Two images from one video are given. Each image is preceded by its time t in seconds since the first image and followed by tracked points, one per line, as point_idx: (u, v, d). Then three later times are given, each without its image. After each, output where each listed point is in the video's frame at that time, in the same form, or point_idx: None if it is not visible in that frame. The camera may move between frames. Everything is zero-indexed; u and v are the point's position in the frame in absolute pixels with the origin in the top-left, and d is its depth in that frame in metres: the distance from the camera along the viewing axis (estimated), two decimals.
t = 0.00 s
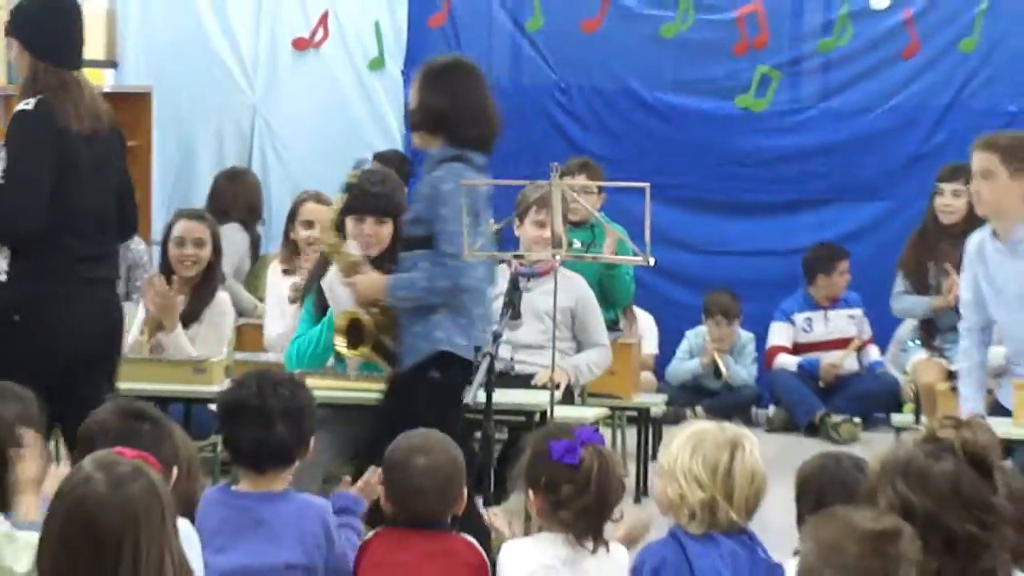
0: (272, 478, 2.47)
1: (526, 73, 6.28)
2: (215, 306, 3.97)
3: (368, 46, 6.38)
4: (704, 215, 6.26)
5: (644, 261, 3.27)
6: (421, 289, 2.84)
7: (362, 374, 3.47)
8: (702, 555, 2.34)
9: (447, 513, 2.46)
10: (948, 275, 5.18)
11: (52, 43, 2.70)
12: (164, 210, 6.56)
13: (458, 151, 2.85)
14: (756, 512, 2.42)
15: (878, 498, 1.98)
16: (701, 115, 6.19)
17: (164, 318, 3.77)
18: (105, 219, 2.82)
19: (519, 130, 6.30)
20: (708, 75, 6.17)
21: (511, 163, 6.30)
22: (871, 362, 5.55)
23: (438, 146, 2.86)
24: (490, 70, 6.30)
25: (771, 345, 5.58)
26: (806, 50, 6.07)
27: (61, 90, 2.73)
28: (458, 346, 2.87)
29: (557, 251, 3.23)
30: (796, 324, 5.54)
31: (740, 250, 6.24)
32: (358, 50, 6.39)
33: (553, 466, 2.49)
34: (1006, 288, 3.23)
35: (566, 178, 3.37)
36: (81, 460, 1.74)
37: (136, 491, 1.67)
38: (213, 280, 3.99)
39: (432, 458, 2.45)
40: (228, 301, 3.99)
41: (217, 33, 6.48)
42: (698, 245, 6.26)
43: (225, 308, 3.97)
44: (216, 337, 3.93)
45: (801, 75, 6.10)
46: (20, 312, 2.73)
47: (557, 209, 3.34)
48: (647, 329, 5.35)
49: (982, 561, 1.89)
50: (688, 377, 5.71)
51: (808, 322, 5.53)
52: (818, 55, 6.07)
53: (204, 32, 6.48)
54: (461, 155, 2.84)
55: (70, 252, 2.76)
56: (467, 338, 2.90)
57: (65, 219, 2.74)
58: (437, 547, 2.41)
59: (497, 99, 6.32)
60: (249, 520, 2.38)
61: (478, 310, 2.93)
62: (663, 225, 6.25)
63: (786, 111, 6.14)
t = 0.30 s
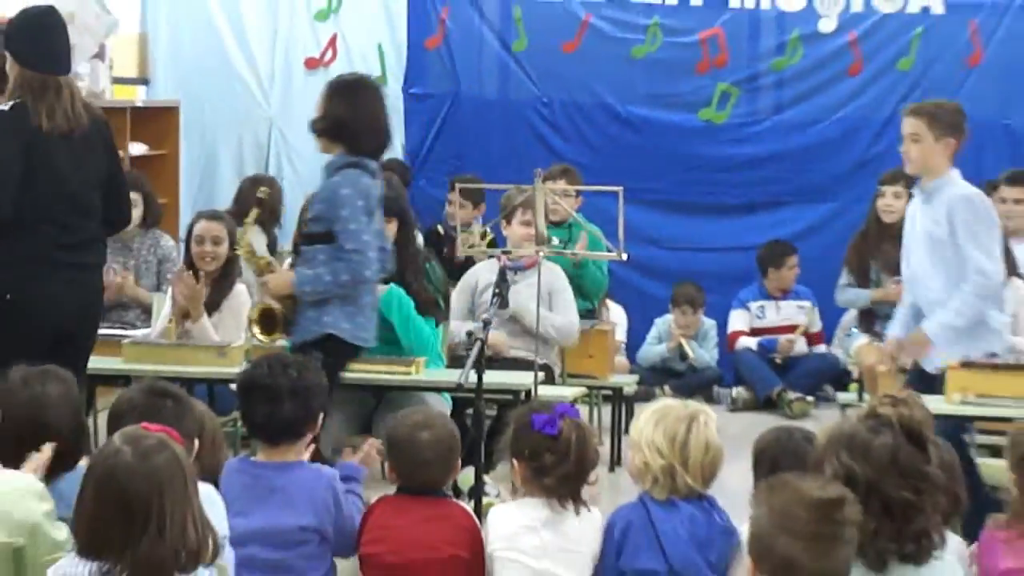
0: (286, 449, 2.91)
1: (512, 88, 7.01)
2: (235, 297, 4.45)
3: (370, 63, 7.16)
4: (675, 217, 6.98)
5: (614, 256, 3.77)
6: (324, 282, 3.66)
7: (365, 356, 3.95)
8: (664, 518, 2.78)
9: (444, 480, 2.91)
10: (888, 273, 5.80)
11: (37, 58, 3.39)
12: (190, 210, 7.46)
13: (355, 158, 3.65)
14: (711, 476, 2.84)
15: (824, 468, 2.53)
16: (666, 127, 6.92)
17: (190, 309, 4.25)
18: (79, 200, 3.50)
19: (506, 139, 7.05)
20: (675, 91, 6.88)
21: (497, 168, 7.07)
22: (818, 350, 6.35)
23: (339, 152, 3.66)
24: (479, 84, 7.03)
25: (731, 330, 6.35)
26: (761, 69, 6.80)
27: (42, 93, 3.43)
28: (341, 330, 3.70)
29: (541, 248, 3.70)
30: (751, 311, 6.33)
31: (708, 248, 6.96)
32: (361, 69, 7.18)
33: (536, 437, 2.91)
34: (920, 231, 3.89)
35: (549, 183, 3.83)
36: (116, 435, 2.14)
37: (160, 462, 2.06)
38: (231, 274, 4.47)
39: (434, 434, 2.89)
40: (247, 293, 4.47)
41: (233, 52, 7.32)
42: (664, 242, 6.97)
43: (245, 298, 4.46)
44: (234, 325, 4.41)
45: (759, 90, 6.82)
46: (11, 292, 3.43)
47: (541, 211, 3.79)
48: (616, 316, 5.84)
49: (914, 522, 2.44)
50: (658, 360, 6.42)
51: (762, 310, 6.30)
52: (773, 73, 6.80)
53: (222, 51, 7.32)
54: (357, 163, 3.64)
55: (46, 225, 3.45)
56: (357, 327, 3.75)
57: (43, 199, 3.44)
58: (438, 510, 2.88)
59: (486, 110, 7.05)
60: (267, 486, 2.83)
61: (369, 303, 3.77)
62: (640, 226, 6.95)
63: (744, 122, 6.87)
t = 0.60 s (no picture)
0: (299, 429, 3.35)
1: (502, 106, 7.95)
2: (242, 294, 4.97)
3: (374, 84, 8.18)
4: (649, 221, 7.97)
5: (590, 257, 4.24)
6: (258, 276, 4.03)
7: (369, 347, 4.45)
8: (634, 490, 3.23)
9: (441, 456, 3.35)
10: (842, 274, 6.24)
11: (70, 81, 3.81)
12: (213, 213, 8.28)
13: (295, 165, 4.03)
14: (675, 454, 3.27)
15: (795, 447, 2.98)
16: (639, 140, 7.88)
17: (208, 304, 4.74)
18: (107, 205, 3.96)
19: (497, 152, 7.96)
20: (646, 109, 7.88)
21: (488, 181, 7.98)
22: (778, 344, 7.36)
23: (282, 158, 4.03)
24: (472, 103, 7.96)
25: (699, 322, 7.41)
26: (721, 90, 7.82)
27: (73, 113, 3.86)
28: (276, 320, 4.07)
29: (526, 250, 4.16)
30: (718, 306, 7.40)
31: (679, 248, 7.95)
32: (368, 88, 8.18)
33: (522, 417, 3.33)
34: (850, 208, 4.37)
35: (532, 193, 4.33)
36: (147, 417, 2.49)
37: (175, 442, 2.41)
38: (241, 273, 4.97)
39: (434, 415, 3.34)
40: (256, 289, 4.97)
41: (252, 71, 8.22)
42: (636, 243, 7.96)
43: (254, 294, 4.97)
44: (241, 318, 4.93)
45: (720, 107, 7.84)
46: (51, 288, 3.93)
47: (525, 218, 4.29)
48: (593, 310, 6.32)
49: (870, 498, 2.88)
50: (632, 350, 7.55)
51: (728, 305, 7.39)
52: (732, 93, 7.82)
53: (243, 72, 8.21)
54: (299, 169, 4.03)
55: (78, 226, 3.93)
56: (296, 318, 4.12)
57: (76, 205, 3.91)
58: (436, 485, 3.32)
59: (478, 129, 7.97)
60: (286, 462, 3.25)
61: (305, 295, 4.14)
62: (616, 230, 7.96)
63: (707, 137, 7.86)
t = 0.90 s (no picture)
0: (303, 418, 3.69)
1: (489, 117, 8.56)
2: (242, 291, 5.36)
3: (370, 96, 8.85)
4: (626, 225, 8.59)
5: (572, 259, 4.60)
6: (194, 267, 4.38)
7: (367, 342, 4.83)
8: (607, 474, 3.59)
9: (434, 444, 3.63)
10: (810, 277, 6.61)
11: (91, 93, 4.15)
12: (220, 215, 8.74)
13: (251, 171, 4.43)
14: (645, 440, 3.63)
15: (768, 435, 3.36)
16: (615, 149, 8.51)
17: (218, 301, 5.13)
18: (128, 206, 4.31)
19: (483, 159, 8.57)
20: (623, 120, 8.51)
21: (476, 186, 8.60)
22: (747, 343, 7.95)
23: (240, 163, 4.44)
24: (460, 115, 8.56)
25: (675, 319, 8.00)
26: (693, 104, 8.46)
27: (96, 122, 4.21)
28: (223, 314, 4.42)
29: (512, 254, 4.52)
30: (698, 306, 7.96)
31: (654, 251, 8.58)
32: (365, 101, 8.85)
33: (507, 406, 3.64)
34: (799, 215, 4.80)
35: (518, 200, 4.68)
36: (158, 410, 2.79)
37: (176, 431, 2.69)
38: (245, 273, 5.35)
39: (430, 405, 3.61)
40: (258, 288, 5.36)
41: (255, 86, 8.87)
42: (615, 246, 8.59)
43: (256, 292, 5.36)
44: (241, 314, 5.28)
45: (691, 120, 8.48)
46: (83, 281, 4.29)
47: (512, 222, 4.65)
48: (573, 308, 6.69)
49: (836, 483, 3.27)
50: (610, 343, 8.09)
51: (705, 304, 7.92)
52: (704, 106, 8.46)
53: (247, 87, 8.87)
54: (253, 174, 4.42)
55: (103, 225, 4.28)
56: (243, 313, 4.45)
57: (98, 206, 4.26)
58: (429, 470, 3.59)
59: (466, 140, 8.56)
60: (291, 447, 3.54)
61: (250, 292, 4.47)
62: (595, 233, 8.59)
63: (679, 146, 8.49)
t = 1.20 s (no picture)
0: (278, 420, 3.61)
1: (463, 120, 8.63)
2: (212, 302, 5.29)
3: (345, 99, 9.02)
4: (601, 228, 8.64)
5: (550, 261, 4.58)
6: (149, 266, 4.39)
7: (344, 345, 4.83)
8: (581, 480, 3.55)
9: (406, 447, 3.57)
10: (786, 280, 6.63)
11: (64, 93, 4.11)
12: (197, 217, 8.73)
13: (207, 173, 4.47)
14: (616, 446, 3.58)
15: (744, 437, 3.36)
16: (590, 152, 8.59)
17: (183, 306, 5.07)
18: (104, 205, 4.27)
19: (459, 162, 8.63)
20: (598, 123, 8.59)
21: (451, 190, 8.63)
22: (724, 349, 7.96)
23: (197, 164, 4.48)
24: (436, 118, 8.62)
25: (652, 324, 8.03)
26: (668, 107, 8.57)
27: (73, 122, 4.18)
28: (180, 315, 4.43)
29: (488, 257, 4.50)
30: (675, 312, 7.99)
31: (630, 254, 8.62)
32: (340, 104, 9.02)
33: (482, 409, 3.60)
34: (756, 223, 4.82)
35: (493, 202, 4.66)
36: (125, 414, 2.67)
37: (145, 437, 2.57)
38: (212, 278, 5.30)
39: (404, 409, 3.56)
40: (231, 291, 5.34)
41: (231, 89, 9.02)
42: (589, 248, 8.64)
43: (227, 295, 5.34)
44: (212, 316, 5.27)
45: (667, 122, 8.57)
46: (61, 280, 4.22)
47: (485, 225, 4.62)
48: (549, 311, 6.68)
49: (810, 486, 3.25)
50: (584, 346, 8.07)
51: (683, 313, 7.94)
52: (679, 109, 8.56)
53: (223, 92, 9.00)
54: (210, 176, 4.46)
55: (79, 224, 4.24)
56: (199, 313, 4.44)
57: (71, 206, 4.22)
58: (403, 475, 3.55)
59: (441, 143, 8.62)
60: (266, 450, 3.50)
61: (207, 292, 4.47)
62: (569, 238, 8.64)
63: (655, 149, 8.58)
